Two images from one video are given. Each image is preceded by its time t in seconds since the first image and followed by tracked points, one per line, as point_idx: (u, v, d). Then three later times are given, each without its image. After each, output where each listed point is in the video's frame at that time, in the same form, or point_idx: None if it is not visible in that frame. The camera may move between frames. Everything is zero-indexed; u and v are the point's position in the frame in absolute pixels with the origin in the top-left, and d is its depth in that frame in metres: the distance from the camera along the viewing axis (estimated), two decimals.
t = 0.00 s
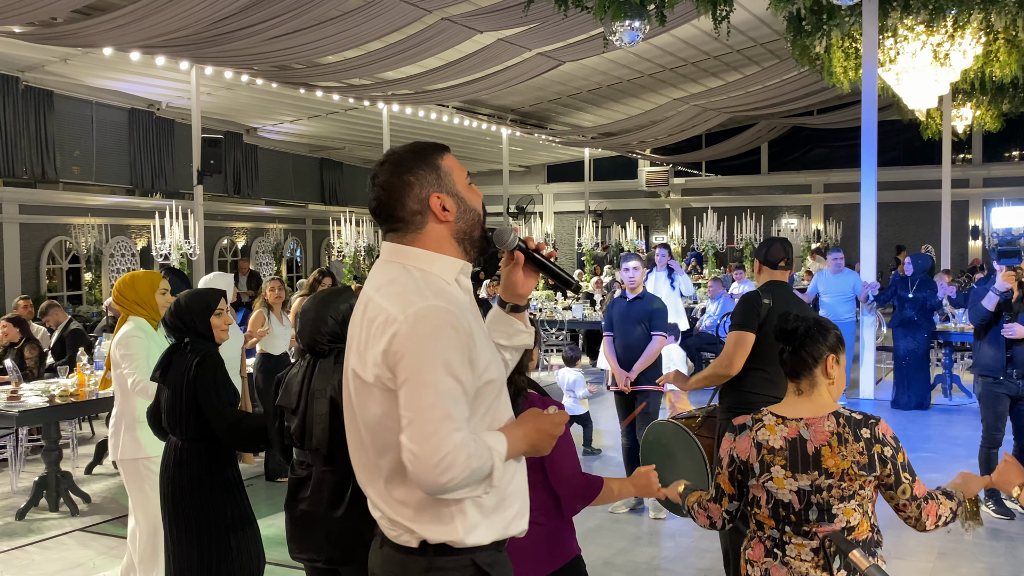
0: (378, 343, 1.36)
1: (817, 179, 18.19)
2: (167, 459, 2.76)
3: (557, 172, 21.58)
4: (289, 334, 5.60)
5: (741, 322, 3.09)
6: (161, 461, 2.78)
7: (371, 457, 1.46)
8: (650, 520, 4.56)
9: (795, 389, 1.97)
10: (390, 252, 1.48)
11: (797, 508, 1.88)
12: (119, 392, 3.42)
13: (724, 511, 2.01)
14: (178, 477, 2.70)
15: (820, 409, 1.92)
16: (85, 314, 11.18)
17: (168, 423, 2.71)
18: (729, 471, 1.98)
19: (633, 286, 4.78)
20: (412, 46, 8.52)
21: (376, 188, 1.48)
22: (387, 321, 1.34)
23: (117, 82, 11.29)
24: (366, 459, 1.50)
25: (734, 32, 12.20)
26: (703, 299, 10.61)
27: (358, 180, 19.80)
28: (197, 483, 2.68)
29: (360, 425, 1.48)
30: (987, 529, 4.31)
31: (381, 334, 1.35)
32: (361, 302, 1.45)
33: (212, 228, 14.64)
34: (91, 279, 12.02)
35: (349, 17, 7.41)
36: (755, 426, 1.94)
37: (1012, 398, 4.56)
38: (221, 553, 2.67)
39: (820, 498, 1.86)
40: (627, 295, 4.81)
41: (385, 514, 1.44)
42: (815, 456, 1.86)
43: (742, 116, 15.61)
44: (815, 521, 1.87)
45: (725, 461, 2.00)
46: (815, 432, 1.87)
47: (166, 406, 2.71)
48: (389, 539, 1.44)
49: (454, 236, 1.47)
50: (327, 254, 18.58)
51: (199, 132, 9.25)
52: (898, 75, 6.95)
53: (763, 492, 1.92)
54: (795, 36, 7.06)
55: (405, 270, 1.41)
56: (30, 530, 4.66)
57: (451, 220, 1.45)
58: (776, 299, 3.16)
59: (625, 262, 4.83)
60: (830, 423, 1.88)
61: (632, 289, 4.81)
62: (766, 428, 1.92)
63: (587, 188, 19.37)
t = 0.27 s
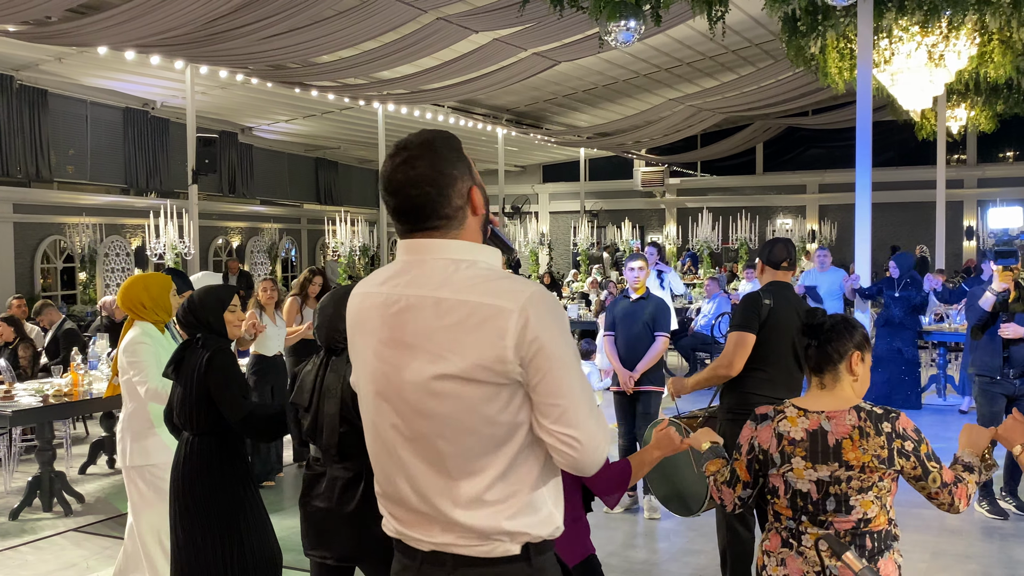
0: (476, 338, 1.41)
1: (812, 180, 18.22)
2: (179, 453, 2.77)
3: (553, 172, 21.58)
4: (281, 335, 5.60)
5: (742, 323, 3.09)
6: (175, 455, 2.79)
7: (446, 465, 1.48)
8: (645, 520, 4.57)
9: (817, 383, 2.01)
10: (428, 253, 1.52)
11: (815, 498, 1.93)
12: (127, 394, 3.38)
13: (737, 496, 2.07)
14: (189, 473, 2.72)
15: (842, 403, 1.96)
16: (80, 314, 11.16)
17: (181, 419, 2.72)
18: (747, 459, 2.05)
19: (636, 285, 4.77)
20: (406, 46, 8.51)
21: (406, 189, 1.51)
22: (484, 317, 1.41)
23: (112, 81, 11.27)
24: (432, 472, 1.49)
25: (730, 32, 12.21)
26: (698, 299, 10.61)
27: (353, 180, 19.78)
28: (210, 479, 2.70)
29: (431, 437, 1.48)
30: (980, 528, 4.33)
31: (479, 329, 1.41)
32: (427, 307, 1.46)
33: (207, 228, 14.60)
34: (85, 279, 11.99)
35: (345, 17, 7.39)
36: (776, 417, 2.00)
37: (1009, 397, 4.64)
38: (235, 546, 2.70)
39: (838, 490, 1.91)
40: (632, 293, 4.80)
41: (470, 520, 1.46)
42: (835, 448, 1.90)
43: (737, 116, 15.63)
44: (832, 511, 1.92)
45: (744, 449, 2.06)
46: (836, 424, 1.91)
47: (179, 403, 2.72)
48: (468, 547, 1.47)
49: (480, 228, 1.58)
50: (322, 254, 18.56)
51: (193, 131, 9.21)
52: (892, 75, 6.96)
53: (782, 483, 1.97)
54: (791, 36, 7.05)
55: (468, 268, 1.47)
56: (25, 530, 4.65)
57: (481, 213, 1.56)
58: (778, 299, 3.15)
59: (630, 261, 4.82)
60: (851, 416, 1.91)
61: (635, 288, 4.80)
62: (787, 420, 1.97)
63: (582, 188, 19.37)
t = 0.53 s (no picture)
0: (564, 343, 1.33)
1: (808, 179, 18.24)
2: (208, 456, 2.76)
3: (549, 171, 21.58)
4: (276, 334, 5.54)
5: (746, 321, 3.09)
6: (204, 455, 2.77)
7: (517, 484, 1.33)
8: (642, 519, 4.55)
9: (865, 388, 1.98)
10: (483, 254, 1.40)
11: (867, 504, 1.91)
12: (140, 394, 3.21)
13: (798, 511, 2.01)
14: (220, 474, 2.71)
15: (891, 408, 1.93)
16: (75, 312, 11.14)
17: (210, 421, 2.71)
18: (800, 469, 2.00)
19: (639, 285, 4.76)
20: (403, 44, 8.51)
21: (466, 180, 1.40)
22: (571, 321, 1.33)
23: (109, 79, 11.25)
24: (498, 493, 1.34)
25: (726, 32, 12.22)
26: (694, 298, 10.60)
27: (350, 179, 19.77)
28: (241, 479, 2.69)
29: (503, 455, 1.33)
30: (978, 527, 4.32)
31: (567, 334, 1.33)
32: (503, 311, 1.33)
33: (203, 227, 14.59)
34: (81, 278, 11.96)
35: (341, 15, 7.38)
36: (826, 423, 1.98)
37: (1006, 396, 4.63)
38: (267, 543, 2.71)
39: (891, 495, 1.89)
40: (634, 294, 4.80)
41: (541, 541, 1.35)
42: (888, 453, 1.89)
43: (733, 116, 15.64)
44: (884, 517, 1.90)
45: (796, 459, 2.02)
46: (887, 430, 1.90)
47: (208, 404, 2.70)
48: (526, 569, 1.35)
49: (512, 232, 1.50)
50: (318, 253, 18.54)
51: (190, 130, 9.20)
52: (888, 75, 6.96)
53: (833, 490, 1.95)
54: (787, 35, 7.04)
55: (532, 273, 1.39)
56: (19, 529, 4.63)
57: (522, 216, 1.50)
58: (781, 299, 3.16)
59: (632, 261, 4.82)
60: (902, 421, 1.90)
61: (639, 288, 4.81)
62: (837, 426, 1.96)
63: (578, 187, 19.37)
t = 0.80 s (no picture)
0: (591, 347, 1.30)
1: (806, 178, 18.25)
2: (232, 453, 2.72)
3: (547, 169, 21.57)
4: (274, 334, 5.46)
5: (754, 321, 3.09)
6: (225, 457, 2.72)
7: (533, 488, 1.29)
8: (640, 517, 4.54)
9: (917, 380, 1.98)
10: (504, 246, 1.35)
11: (918, 497, 1.94)
12: (151, 395, 3.12)
13: (844, 499, 2.03)
14: (241, 477, 2.65)
15: (945, 401, 1.94)
16: (73, 310, 11.11)
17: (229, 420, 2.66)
18: (850, 459, 2.02)
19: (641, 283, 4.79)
20: (401, 42, 8.48)
21: (501, 170, 1.35)
22: (598, 326, 1.31)
23: (106, 77, 11.23)
24: (512, 496, 1.28)
25: (725, 30, 12.22)
26: (692, 297, 10.61)
27: (347, 178, 19.75)
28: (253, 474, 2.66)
29: (521, 456, 1.28)
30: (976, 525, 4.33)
31: (595, 338, 1.30)
32: (534, 309, 1.28)
33: (200, 225, 14.57)
34: (79, 276, 11.94)
35: (339, 13, 7.38)
36: (878, 416, 1.98)
37: (1003, 393, 4.63)
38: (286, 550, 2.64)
39: (942, 489, 1.91)
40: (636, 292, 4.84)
41: (547, 544, 1.30)
42: (941, 446, 1.90)
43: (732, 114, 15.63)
44: (935, 510, 1.93)
45: (846, 450, 2.03)
46: (941, 424, 1.90)
47: (229, 405, 2.63)
48: (530, 573, 1.30)
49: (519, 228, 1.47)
50: (316, 251, 18.52)
51: (188, 128, 9.19)
52: (887, 74, 6.97)
53: (883, 482, 1.97)
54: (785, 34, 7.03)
55: (551, 270, 1.35)
56: (16, 528, 4.63)
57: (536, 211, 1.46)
58: (789, 299, 3.17)
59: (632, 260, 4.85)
60: (956, 415, 1.91)
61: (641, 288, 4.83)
62: (890, 419, 1.96)
63: (576, 186, 19.38)
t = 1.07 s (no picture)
0: (572, 352, 1.27)
1: (806, 176, 18.25)
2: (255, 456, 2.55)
3: (548, 168, 21.57)
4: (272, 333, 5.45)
5: (761, 319, 3.06)
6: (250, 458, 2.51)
7: (515, 495, 1.26)
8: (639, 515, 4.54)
9: (950, 378, 1.98)
10: (481, 246, 1.30)
11: (947, 493, 1.94)
12: (169, 392, 3.11)
13: (874, 493, 2.03)
14: (265, 477, 2.44)
15: (978, 399, 1.94)
16: (73, 309, 11.13)
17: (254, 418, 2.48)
18: (881, 455, 2.00)
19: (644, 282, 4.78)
20: (401, 40, 8.50)
21: (487, 169, 1.29)
22: (579, 329, 1.28)
23: (106, 76, 11.24)
24: (495, 503, 1.26)
25: (725, 28, 12.22)
26: (693, 294, 10.61)
27: (348, 176, 19.76)
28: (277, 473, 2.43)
29: (503, 463, 1.25)
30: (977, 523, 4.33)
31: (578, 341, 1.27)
32: (517, 311, 1.24)
33: (201, 223, 14.58)
34: (80, 275, 11.95)
35: (339, 12, 7.38)
36: (911, 412, 1.96)
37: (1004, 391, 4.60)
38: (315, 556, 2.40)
39: (973, 485, 1.92)
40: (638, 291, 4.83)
41: (529, 550, 1.29)
42: (974, 444, 1.90)
43: (732, 112, 15.63)
44: (964, 506, 1.93)
45: (877, 445, 2.01)
46: (974, 421, 1.90)
47: (255, 401, 2.46)
48: None
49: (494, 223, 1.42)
50: (317, 250, 18.53)
51: (189, 127, 9.20)
52: (887, 72, 6.97)
53: (914, 478, 1.97)
54: (785, 32, 7.02)
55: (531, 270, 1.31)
56: (17, 526, 4.63)
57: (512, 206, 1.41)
58: (794, 296, 3.17)
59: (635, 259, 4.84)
60: (989, 413, 1.91)
61: (644, 286, 4.82)
62: (922, 415, 1.95)
63: (577, 184, 19.38)
